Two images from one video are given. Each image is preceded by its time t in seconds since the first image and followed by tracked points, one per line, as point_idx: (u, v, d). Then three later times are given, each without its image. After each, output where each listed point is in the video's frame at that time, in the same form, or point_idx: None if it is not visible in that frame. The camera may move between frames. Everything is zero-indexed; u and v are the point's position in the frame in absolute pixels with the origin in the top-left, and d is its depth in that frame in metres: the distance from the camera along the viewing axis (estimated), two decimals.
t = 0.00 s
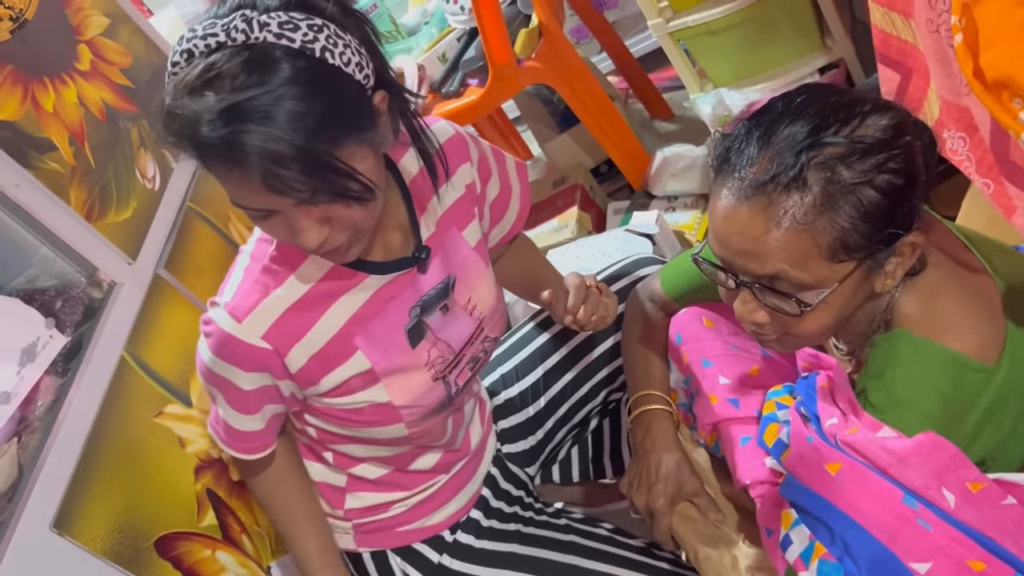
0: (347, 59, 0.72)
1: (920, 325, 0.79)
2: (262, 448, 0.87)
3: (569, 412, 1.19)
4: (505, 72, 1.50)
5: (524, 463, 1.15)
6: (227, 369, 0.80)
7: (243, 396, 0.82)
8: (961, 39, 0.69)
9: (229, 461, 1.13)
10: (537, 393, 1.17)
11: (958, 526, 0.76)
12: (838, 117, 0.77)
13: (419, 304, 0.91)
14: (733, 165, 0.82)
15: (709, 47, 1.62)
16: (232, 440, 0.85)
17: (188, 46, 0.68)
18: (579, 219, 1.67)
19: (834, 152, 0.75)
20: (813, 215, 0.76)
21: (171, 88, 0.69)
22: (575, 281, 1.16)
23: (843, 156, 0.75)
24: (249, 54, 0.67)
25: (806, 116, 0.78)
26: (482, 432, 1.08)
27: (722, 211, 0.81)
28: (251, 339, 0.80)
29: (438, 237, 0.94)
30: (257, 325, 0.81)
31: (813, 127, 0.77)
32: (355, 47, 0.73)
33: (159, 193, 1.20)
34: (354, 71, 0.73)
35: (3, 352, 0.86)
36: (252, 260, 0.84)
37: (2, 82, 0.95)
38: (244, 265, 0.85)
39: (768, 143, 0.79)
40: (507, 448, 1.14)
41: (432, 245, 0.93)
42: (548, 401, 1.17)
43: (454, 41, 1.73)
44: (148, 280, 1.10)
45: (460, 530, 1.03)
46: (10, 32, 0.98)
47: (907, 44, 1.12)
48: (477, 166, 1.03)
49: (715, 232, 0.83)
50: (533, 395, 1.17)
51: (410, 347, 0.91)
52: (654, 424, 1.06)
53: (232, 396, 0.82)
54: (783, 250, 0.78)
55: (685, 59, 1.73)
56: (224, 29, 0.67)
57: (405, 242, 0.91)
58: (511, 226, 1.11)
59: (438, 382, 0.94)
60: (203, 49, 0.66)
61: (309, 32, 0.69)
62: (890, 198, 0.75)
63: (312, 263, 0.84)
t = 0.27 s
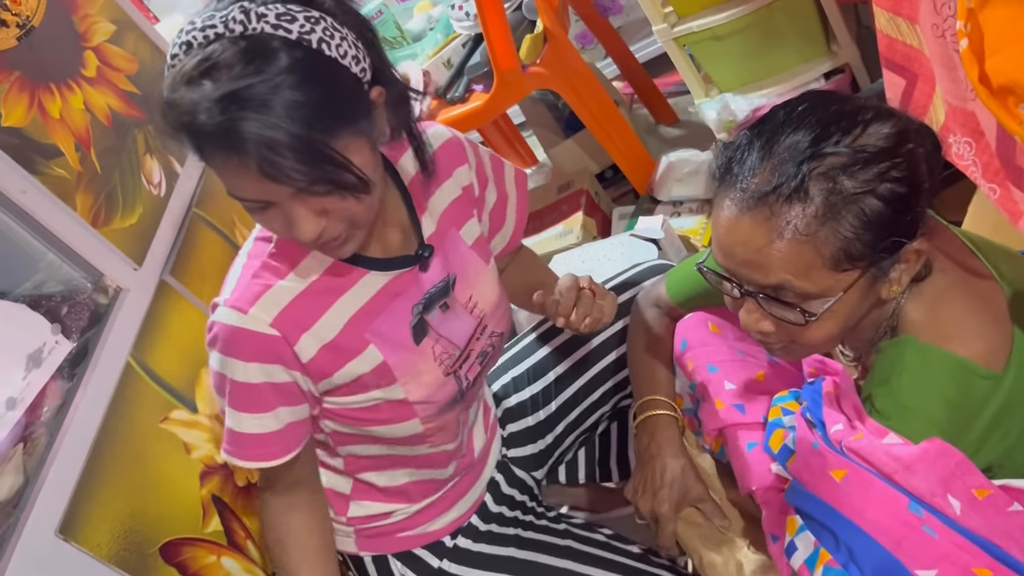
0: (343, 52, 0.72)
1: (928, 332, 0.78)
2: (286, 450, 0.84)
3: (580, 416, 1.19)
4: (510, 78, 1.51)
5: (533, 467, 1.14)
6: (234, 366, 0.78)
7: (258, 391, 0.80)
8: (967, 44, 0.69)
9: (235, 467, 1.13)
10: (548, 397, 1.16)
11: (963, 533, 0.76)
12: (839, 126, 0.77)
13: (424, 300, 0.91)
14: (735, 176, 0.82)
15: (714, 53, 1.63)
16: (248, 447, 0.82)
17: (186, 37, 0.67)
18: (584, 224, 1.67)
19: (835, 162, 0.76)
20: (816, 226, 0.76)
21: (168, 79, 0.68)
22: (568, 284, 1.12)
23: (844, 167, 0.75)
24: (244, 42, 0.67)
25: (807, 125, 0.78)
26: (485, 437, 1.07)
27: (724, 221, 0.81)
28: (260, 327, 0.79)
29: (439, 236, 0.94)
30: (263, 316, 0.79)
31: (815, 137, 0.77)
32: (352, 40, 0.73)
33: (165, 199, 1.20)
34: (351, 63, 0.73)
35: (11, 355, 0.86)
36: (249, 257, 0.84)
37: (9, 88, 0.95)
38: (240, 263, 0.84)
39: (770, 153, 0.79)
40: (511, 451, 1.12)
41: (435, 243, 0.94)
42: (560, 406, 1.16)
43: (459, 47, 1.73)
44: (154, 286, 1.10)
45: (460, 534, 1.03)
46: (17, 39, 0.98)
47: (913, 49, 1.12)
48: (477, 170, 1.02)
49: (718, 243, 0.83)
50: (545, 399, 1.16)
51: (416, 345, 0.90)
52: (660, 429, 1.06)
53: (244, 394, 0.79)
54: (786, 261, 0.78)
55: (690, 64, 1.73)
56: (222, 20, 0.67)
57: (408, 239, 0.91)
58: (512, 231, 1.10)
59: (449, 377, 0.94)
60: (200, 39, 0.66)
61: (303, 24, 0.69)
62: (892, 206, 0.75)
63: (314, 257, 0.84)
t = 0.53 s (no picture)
0: (329, 24, 0.72)
1: (932, 333, 0.78)
2: (282, 445, 0.85)
3: (589, 419, 1.18)
4: (514, 78, 1.50)
5: (540, 469, 1.13)
6: (226, 359, 0.79)
7: (251, 386, 0.81)
8: (973, 43, 0.68)
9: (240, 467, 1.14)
10: (557, 400, 1.16)
11: (968, 535, 0.75)
12: (842, 126, 0.77)
13: (420, 295, 0.90)
14: (738, 177, 0.82)
15: (719, 53, 1.62)
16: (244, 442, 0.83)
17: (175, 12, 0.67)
18: (588, 225, 1.66)
19: (839, 162, 0.75)
20: (819, 226, 0.76)
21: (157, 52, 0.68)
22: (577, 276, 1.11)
23: (848, 167, 0.75)
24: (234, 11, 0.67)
25: (810, 125, 0.78)
26: (490, 439, 1.07)
27: (728, 222, 0.81)
28: (250, 322, 0.79)
29: (436, 230, 0.93)
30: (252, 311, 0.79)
31: (819, 137, 0.76)
32: (337, 13, 0.73)
33: (169, 200, 1.20)
34: (337, 35, 0.73)
35: (14, 355, 0.85)
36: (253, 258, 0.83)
37: (14, 90, 0.95)
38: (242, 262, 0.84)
39: (773, 153, 0.79)
40: (518, 453, 1.12)
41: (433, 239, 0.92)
42: (568, 408, 1.16)
43: (464, 48, 1.71)
44: (158, 287, 1.10)
45: (467, 536, 1.02)
46: (21, 40, 0.98)
47: (919, 49, 1.11)
48: (475, 166, 1.01)
49: (722, 244, 0.83)
50: (554, 402, 1.16)
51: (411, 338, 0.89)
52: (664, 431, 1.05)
53: (239, 390, 0.81)
54: (789, 261, 0.78)
55: (695, 65, 1.72)
56: None
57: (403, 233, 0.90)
58: (512, 229, 1.08)
59: (443, 373, 0.93)
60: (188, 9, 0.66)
61: None
62: (896, 206, 0.75)
63: (307, 251, 0.83)
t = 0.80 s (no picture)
0: None
1: (929, 336, 0.78)
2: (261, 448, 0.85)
3: (588, 418, 1.17)
4: (516, 78, 1.50)
5: (540, 469, 1.13)
6: (207, 364, 0.80)
7: (229, 390, 0.81)
8: (969, 44, 0.68)
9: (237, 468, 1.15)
10: (556, 400, 1.15)
11: (963, 539, 0.75)
12: (839, 125, 0.76)
13: (407, 297, 0.89)
14: (734, 176, 0.81)
15: (721, 53, 1.62)
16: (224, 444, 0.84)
17: None
18: (589, 225, 1.66)
19: (835, 162, 0.75)
20: (814, 226, 0.75)
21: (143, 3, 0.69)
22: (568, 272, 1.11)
23: (843, 167, 0.75)
24: None
25: (807, 124, 0.77)
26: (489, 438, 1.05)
27: (724, 221, 0.81)
28: (226, 330, 0.79)
29: (426, 232, 0.93)
30: (228, 319, 0.80)
31: (815, 137, 0.76)
32: None
33: (169, 199, 1.20)
34: None
35: (13, 354, 0.85)
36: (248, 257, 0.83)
37: (13, 89, 0.95)
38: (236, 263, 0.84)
39: (769, 152, 0.79)
40: (517, 451, 1.11)
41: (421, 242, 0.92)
42: (568, 408, 1.15)
43: (465, 47, 1.71)
44: (158, 286, 1.11)
45: (467, 533, 1.02)
46: (21, 40, 0.97)
47: (919, 49, 1.11)
48: (466, 164, 1.00)
49: (717, 243, 0.83)
50: (552, 402, 1.15)
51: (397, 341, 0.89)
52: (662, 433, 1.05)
53: (218, 395, 0.81)
54: (784, 261, 0.78)
55: (697, 65, 1.72)
56: None
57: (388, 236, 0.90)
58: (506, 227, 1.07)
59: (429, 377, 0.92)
60: None
61: None
62: (892, 207, 0.75)
63: (287, 258, 0.83)
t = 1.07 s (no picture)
0: None
1: (964, 342, 0.78)
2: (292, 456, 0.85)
3: (624, 420, 1.16)
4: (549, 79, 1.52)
5: (575, 470, 1.11)
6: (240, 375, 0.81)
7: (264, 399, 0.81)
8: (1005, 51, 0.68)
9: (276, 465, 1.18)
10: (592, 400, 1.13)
11: (998, 547, 0.75)
12: (877, 130, 0.76)
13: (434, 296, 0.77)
14: (771, 179, 0.82)
15: (756, 52, 1.62)
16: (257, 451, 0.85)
17: None
18: (623, 225, 1.67)
19: (872, 167, 0.75)
20: (850, 231, 0.76)
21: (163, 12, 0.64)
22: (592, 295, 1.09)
23: (881, 172, 0.75)
24: None
25: (844, 128, 0.77)
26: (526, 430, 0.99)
27: (760, 224, 0.82)
28: (259, 340, 0.81)
29: (449, 234, 0.92)
30: (260, 326, 0.82)
31: (852, 141, 0.76)
32: None
33: (211, 200, 1.23)
34: None
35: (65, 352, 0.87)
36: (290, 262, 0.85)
37: (61, 94, 0.97)
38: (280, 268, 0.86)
39: (806, 156, 0.79)
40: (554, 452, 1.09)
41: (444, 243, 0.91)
42: (603, 409, 1.13)
43: (500, 48, 1.76)
44: (200, 284, 1.14)
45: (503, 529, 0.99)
46: (70, 45, 0.99)
47: (958, 50, 1.10)
48: (486, 170, 1.02)
49: (753, 245, 0.83)
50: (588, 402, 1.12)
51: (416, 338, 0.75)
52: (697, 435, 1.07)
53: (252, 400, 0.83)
54: (819, 265, 0.78)
55: (732, 64, 1.72)
56: None
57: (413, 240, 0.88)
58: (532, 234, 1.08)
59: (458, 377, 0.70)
60: None
61: None
62: (929, 213, 0.75)
63: (313, 265, 0.84)
